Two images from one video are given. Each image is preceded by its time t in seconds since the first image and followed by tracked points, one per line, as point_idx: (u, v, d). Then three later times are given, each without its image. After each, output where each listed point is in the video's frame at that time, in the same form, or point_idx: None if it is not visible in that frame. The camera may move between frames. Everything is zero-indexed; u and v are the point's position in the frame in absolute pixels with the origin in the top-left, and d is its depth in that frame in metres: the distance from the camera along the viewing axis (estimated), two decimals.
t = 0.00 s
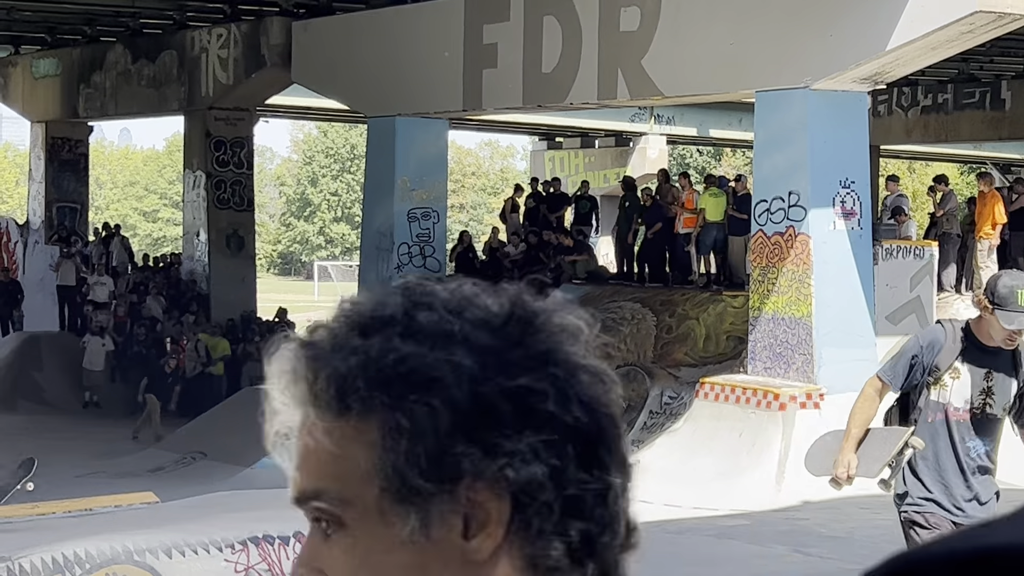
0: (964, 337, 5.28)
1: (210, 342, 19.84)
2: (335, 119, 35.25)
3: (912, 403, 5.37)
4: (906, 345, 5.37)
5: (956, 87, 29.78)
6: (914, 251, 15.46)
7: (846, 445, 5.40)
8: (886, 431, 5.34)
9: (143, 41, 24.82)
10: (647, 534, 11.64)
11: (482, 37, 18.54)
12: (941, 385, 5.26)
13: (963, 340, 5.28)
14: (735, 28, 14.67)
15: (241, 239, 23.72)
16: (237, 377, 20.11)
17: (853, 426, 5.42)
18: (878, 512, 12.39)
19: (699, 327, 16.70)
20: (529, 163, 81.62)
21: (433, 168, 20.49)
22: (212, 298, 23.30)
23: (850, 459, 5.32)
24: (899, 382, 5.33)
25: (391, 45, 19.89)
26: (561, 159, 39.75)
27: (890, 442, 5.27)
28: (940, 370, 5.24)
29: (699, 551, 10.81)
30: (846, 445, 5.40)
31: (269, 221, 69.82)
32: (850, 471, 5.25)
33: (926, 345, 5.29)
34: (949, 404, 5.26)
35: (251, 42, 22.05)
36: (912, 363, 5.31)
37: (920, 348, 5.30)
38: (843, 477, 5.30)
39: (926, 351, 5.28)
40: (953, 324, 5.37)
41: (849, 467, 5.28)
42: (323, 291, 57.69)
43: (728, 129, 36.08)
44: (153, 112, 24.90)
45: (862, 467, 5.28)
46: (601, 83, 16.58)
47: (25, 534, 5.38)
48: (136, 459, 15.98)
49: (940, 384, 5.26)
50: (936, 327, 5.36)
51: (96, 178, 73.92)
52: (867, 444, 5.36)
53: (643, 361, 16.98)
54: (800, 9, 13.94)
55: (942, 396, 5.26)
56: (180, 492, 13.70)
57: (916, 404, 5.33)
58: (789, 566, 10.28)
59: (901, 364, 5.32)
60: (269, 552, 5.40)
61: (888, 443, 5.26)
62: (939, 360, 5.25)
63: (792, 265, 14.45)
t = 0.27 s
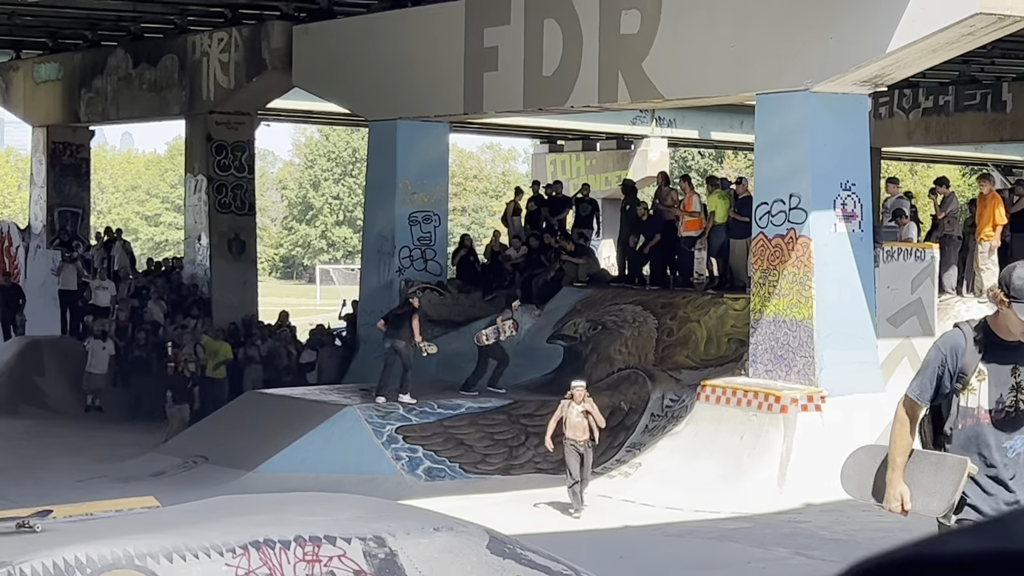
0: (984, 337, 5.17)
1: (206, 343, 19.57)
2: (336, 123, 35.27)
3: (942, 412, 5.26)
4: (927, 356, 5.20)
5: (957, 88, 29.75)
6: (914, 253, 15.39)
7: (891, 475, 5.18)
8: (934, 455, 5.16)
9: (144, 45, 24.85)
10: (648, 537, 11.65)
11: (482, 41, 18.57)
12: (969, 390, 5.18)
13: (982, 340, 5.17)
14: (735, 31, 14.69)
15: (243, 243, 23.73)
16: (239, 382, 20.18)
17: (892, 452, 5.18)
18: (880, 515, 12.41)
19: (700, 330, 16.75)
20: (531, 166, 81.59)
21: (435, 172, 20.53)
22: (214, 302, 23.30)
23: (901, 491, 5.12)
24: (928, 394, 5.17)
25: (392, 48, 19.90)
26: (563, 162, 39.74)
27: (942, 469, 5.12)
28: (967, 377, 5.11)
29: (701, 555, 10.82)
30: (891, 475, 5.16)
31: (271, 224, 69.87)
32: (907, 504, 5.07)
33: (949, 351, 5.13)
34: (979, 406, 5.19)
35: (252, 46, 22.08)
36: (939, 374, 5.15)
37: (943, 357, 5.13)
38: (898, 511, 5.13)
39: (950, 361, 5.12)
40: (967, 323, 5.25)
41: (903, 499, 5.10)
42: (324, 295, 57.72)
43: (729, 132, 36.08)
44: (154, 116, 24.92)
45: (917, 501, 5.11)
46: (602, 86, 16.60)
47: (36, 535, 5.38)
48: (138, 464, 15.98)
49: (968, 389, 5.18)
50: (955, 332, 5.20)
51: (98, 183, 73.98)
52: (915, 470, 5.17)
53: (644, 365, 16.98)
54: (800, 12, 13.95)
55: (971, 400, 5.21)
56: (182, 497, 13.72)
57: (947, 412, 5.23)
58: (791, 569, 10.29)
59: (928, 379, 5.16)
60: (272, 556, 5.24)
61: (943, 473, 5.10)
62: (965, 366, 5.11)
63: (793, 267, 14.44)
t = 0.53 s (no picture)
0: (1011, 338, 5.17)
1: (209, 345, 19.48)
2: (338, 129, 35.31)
3: (973, 417, 5.26)
4: (956, 364, 5.22)
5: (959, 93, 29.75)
6: (915, 257, 15.43)
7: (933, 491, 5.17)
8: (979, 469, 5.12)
9: (146, 52, 24.90)
10: (650, 542, 11.65)
11: (484, 47, 18.59)
12: (997, 393, 5.16)
13: (1009, 343, 5.16)
14: (736, 36, 14.70)
15: (245, 249, 23.75)
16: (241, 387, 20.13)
17: (932, 466, 5.19)
18: (882, 520, 12.43)
19: (703, 334, 16.72)
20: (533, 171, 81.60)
21: (437, 178, 20.55)
22: (217, 308, 23.34)
23: (945, 508, 5.13)
24: (960, 403, 5.19)
25: (394, 54, 19.93)
26: (565, 167, 39.74)
27: (988, 483, 5.07)
28: (994, 379, 5.14)
29: (704, 559, 10.83)
30: (933, 491, 5.16)
31: (273, 230, 69.93)
32: (954, 521, 5.06)
33: (977, 357, 5.16)
34: (1007, 411, 5.19)
35: (254, 53, 22.12)
36: (967, 379, 5.18)
37: (971, 362, 5.16)
38: (943, 527, 5.11)
39: (979, 367, 5.14)
40: (990, 327, 5.26)
41: (949, 515, 5.10)
42: (327, 300, 57.76)
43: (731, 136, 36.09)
44: (156, 123, 24.96)
45: (962, 516, 5.10)
46: (603, 91, 16.61)
47: (39, 542, 5.40)
48: (141, 470, 15.99)
49: (997, 392, 5.17)
50: (981, 336, 5.22)
51: (101, 189, 74.07)
52: (957, 483, 5.16)
53: (647, 369, 17.01)
54: (800, 17, 13.97)
55: (999, 404, 5.18)
56: (185, 503, 13.73)
57: (976, 418, 5.24)
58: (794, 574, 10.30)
59: (959, 386, 5.18)
60: (272, 564, 5.23)
61: (987, 488, 5.07)
62: (990, 370, 5.14)
63: (795, 272, 14.45)
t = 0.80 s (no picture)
0: None
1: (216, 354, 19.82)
2: (336, 138, 35.35)
3: (1014, 427, 4.74)
4: (999, 368, 4.72)
5: (956, 100, 29.78)
6: (914, 264, 15.41)
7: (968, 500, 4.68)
8: None
9: (144, 62, 24.91)
10: (649, 550, 11.65)
11: (482, 55, 18.60)
12: None
13: None
14: (734, 44, 14.73)
15: (244, 258, 23.75)
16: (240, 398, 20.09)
17: (968, 479, 4.69)
18: (881, 527, 12.43)
19: (701, 342, 16.76)
20: (531, 180, 81.68)
21: (435, 186, 20.56)
22: (216, 318, 23.34)
23: (980, 521, 4.59)
24: (1000, 413, 4.71)
25: (392, 63, 19.94)
26: (563, 176, 39.78)
27: None
28: None
29: (703, 567, 10.82)
30: (969, 504, 4.64)
31: (272, 240, 69.94)
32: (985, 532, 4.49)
33: (1018, 363, 4.66)
34: None
35: (252, 62, 22.14)
36: (1009, 387, 4.68)
37: (1015, 369, 4.66)
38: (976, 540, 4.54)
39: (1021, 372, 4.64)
40: None
41: (982, 529, 4.54)
42: (325, 309, 57.79)
43: (729, 144, 36.12)
44: (154, 133, 24.99)
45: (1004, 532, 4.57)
46: (601, 100, 16.62)
47: (38, 552, 5.39)
48: (140, 480, 15.96)
49: None
50: None
51: (99, 199, 74.13)
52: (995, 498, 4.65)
53: (646, 377, 17.01)
54: (797, 24, 13.99)
55: None
56: (184, 513, 13.71)
57: (1019, 429, 4.71)
58: None
59: (999, 393, 4.69)
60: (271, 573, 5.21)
61: None
62: None
63: (793, 280, 14.46)
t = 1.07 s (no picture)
0: None
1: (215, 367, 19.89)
2: (335, 148, 35.38)
3: None
4: None
5: (955, 109, 29.84)
6: (914, 273, 15.47)
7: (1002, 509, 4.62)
8: None
9: (144, 72, 24.93)
10: (650, 560, 11.63)
11: (481, 65, 18.63)
12: None
13: None
14: (733, 54, 14.75)
15: (243, 268, 23.75)
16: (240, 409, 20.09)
17: (1002, 485, 4.63)
18: (882, 536, 12.43)
19: (701, 351, 16.71)
20: (530, 189, 81.78)
21: (435, 196, 20.57)
22: (215, 328, 23.33)
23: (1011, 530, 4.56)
24: None
25: (391, 73, 19.97)
26: (562, 185, 39.80)
27: None
28: None
29: None
30: (1000, 510, 4.60)
31: (271, 250, 69.95)
32: (1015, 542, 4.47)
33: None
34: None
35: (251, 72, 22.17)
36: None
37: None
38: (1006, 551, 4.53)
39: None
40: None
41: (1011, 537, 4.53)
42: (325, 319, 57.83)
43: (728, 153, 36.16)
44: (154, 143, 25.01)
45: None
46: (601, 110, 16.64)
47: (41, 563, 5.39)
48: (140, 491, 15.93)
49: None
50: None
51: (99, 210, 74.18)
52: None
53: (646, 387, 16.96)
54: (796, 34, 14.01)
55: None
56: (184, 524, 13.68)
57: None
58: None
59: None
60: None
61: None
62: None
63: (792, 289, 14.46)
